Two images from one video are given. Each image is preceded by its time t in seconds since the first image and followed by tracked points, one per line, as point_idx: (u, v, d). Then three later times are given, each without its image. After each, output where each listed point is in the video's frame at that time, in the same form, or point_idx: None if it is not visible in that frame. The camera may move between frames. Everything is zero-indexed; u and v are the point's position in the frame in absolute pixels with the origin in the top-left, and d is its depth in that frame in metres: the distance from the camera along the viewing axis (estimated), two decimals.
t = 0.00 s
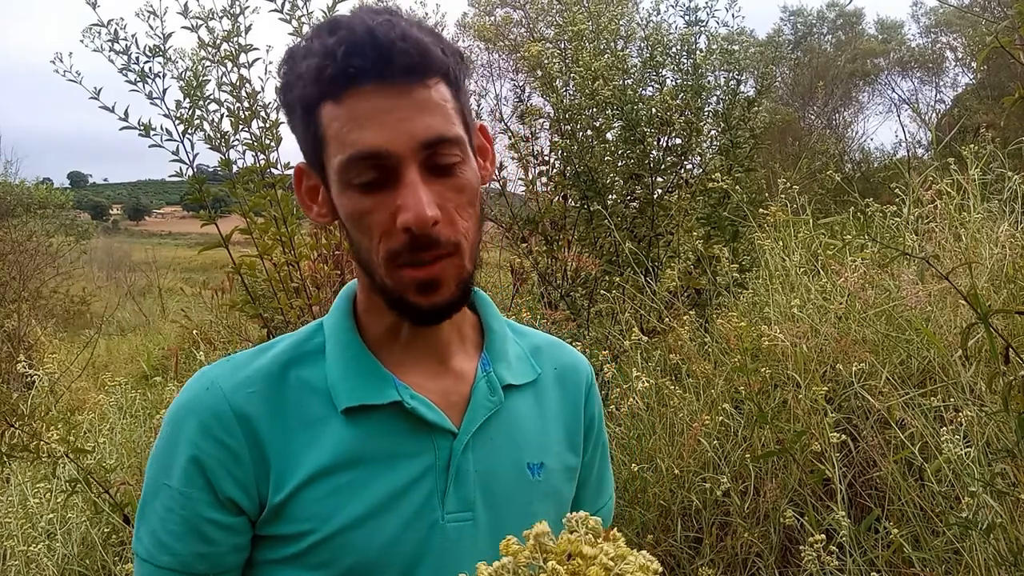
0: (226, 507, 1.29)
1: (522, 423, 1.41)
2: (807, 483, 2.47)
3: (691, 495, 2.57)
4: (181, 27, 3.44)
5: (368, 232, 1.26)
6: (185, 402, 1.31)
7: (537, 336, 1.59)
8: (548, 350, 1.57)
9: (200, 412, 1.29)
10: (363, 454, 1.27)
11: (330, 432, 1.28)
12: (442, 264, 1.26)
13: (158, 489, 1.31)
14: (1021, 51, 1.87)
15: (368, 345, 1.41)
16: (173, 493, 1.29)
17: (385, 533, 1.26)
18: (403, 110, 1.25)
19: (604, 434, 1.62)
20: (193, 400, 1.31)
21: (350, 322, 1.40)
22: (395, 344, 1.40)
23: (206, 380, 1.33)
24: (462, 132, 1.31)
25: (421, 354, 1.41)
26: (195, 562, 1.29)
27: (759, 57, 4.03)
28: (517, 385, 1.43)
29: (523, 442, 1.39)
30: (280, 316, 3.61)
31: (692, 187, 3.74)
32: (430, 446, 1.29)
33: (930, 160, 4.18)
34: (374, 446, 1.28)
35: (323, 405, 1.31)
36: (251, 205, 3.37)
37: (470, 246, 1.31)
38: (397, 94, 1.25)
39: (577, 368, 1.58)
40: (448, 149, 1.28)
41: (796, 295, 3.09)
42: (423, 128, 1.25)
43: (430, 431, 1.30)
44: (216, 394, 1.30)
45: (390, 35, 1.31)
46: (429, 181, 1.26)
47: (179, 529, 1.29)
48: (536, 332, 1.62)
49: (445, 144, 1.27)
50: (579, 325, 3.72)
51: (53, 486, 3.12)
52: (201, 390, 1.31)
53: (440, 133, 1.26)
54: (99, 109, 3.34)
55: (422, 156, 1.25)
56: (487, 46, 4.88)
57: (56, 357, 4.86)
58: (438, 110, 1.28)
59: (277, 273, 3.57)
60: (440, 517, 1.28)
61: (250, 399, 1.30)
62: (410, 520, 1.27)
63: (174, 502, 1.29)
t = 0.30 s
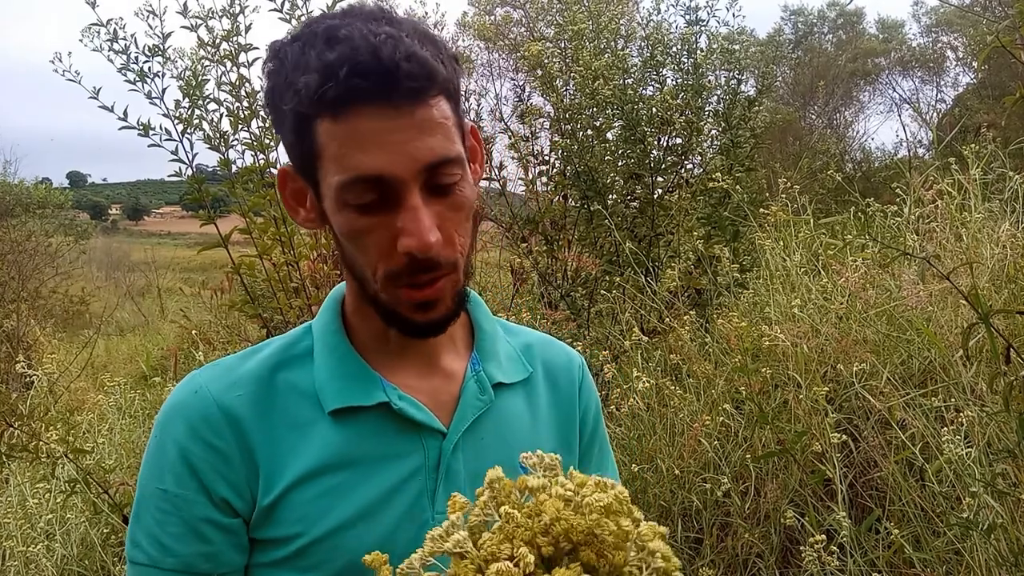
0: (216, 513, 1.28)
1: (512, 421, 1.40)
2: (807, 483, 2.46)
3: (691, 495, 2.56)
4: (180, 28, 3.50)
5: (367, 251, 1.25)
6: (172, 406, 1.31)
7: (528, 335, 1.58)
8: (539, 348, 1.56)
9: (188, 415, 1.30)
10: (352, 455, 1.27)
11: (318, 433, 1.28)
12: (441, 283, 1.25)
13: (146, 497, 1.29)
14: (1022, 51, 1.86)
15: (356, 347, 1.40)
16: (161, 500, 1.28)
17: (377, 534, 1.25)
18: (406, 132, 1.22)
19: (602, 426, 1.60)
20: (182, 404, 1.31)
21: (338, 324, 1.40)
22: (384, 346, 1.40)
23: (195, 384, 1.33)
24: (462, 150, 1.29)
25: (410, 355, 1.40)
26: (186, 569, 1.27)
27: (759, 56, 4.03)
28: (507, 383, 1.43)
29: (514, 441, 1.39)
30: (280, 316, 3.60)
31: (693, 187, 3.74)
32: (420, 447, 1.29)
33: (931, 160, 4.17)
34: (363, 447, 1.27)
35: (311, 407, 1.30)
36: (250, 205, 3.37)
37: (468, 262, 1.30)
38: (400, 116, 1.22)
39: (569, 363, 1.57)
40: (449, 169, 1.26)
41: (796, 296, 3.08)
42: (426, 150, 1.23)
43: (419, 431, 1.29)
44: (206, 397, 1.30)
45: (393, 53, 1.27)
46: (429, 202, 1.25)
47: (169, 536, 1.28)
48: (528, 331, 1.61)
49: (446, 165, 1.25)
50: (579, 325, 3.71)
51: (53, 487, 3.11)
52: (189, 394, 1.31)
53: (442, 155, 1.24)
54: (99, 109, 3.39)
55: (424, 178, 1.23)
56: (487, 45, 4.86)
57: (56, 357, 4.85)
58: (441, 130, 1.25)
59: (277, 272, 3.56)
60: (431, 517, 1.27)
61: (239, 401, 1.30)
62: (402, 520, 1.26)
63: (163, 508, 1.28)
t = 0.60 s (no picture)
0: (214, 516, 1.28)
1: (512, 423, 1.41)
2: (807, 483, 2.46)
3: (691, 495, 2.57)
4: (181, 27, 3.48)
5: (348, 248, 1.26)
6: (166, 410, 1.32)
7: (532, 334, 1.59)
8: (541, 347, 1.56)
9: (183, 419, 1.31)
10: (346, 459, 1.27)
11: (313, 438, 1.29)
12: (422, 276, 1.25)
13: (141, 503, 1.29)
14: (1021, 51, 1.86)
15: (353, 351, 1.41)
16: (157, 505, 1.28)
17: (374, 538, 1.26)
18: (372, 122, 1.22)
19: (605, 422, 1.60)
20: (175, 407, 1.32)
21: (333, 328, 1.41)
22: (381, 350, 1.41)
23: (189, 388, 1.34)
24: (436, 136, 1.29)
25: (407, 359, 1.41)
26: None
27: (759, 57, 4.03)
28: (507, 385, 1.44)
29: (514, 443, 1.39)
30: (280, 316, 3.60)
31: (693, 187, 3.74)
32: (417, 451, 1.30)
33: (930, 161, 4.18)
34: (357, 452, 1.28)
35: (307, 411, 1.31)
36: (250, 205, 3.37)
37: (451, 251, 1.30)
38: (366, 107, 1.22)
39: (571, 361, 1.57)
40: (421, 157, 1.25)
41: (796, 295, 3.09)
42: (396, 140, 1.23)
43: (415, 436, 1.30)
44: (201, 401, 1.32)
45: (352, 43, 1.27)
46: (404, 193, 1.25)
47: (165, 542, 1.27)
48: (529, 329, 1.61)
49: (418, 154, 1.25)
50: (579, 325, 3.71)
51: (53, 486, 3.12)
52: (183, 398, 1.32)
53: (413, 144, 1.24)
54: (99, 109, 3.40)
55: (395, 169, 1.23)
56: (486, 46, 4.86)
57: (56, 357, 4.86)
58: (410, 119, 1.25)
59: (277, 272, 3.57)
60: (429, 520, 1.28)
61: (234, 405, 1.31)
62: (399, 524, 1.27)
63: (159, 514, 1.28)
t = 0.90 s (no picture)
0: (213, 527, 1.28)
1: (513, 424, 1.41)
2: (807, 483, 2.46)
3: (691, 495, 2.57)
4: (181, 27, 3.47)
5: (351, 249, 1.25)
6: (160, 422, 1.32)
7: (533, 331, 1.59)
8: (542, 344, 1.56)
9: (178, 430, 1.31)
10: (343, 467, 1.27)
11: (308, 446, 1.29)
12: (428, 276, 1.25)
13: (141, 516, 1.29)
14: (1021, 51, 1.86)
15: (348, 357, 1.41)
16: (156, 518, 1.28)
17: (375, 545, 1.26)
18: (376, 118, 1.22)
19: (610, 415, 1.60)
20: (169, 419, 1.32)
21: (329, 333, 1.41)
22: (378, 356, 1.41)
23: (183, 398, 1.34)
24: (439, 132, 1.29)
25: (405, 363, 1.41)
26: None
27: (759, 57, 4.03)
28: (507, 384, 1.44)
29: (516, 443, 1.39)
30: (280, 316, 3.61)
31: (693, 187, 3.74)
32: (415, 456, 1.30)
33: (931, 161, 4.17)
34: (354, 459, 1.28)
35: (302, 419, 1.31)
36: (250, 205, 3.37)
37: (453, 251, 1.30)
38: (370, 101, 1.22)
39: (572, 357, 1.57)
40: (426, 153, 1.26)
41: (796, 295, 3.09)
42: (402, 135, 1.23)
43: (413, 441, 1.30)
44: (195, 411, 1.32)
45: (353, 38, 1.27)
46: (408, 190, 1.25)
47: (166, 555, 1.27)
48: (530, 327, 1.61)
49: (423, 150, 1.25)
50: (579, 325, 3.71)
51: (53, 486, 3.12)
52: (177, 409, 1.33)
53: (418, 139, 1.24)
54: (99, 109, 3.39)
55: (400, 165, 1.23)
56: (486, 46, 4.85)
57: (56, 357, 4.85)
58: (414, 114, 1.25)
59: (277, 272, 3.57)
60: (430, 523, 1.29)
61: (229, 415, 1.31)
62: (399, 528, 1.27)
63: (158, 527, 1.28)
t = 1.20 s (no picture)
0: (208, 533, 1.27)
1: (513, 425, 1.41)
2: (807, 483, 2.46)
3: (691, 495, 2.57)
4: (181, 27, 3.48)
5: (344, 236, 1.24)
6: (154, 428, 1.32)
7: (533, 332, 1.59)
8: (543, 344, 1.57)
9: (172, 436, 1.31)
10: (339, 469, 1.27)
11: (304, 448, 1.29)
12: (421, 270, 1.23)
13: (136, 524, 1.29)
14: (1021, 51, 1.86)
15: (345, 360, 1.42)
16: (150, 526, 1.28)
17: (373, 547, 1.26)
18: (384, 107, 1.21)
19: (612, 414, 1.61)
20: (163, 425, 1.32)
21: (325, 335, 1.41)
22: (377, 358, 1.42)
23: (178, 403, 1.35)
24: (448, 131, 1.28)
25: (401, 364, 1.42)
26: None
27: (759, 57, 4.03)
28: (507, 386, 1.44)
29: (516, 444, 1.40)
30: (280, 316, 3.61)
31: (693, 187, 3.74)
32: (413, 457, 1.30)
33: (931, 161, 4.18)
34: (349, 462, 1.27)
35: (297, 422, 1.31)
36: (250, 205, 3.37)
37: (450, 251, 1.28)
38: (379, 90, 1.22)
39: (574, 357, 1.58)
40: (431, 149, 1.25)
41: (796, 295, 3.09)
42: (408, 127, 1.22)
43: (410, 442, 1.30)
44: (189, 415, 1.32)
45: (373, 27, 1.28)
46: (409, 183, 1.23)
47: (161, 563, 1.27)
48: (531, 328, 1.62)
49: (428, 145, 1.24)
50: (579, 324, 3.71)
51: (53, 486, 3.12)
52: (171, 415, 1.33)
53: (424, 133, 1.23)
54: (99, 109, 3.39)
55: (403, 157, 1.22)
56: (487, 45, 4.85)
57: (56, 357, 4.85)
58: (423, 108, 1.24)
59: (277, 272, 3.57)
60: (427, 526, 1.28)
61: (224, 418, 1.32)
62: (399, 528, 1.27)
63: (152, 534, 1.28)
